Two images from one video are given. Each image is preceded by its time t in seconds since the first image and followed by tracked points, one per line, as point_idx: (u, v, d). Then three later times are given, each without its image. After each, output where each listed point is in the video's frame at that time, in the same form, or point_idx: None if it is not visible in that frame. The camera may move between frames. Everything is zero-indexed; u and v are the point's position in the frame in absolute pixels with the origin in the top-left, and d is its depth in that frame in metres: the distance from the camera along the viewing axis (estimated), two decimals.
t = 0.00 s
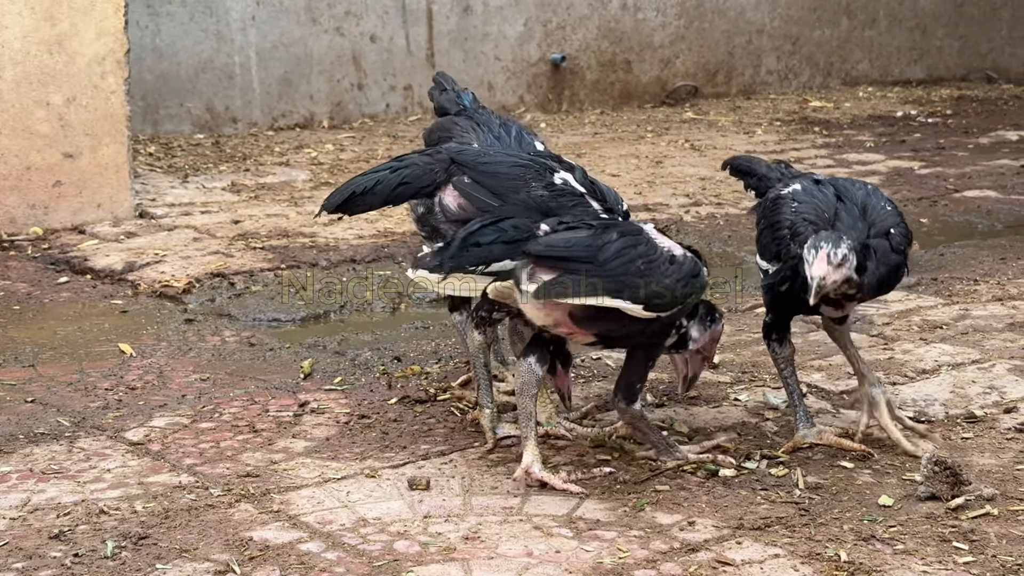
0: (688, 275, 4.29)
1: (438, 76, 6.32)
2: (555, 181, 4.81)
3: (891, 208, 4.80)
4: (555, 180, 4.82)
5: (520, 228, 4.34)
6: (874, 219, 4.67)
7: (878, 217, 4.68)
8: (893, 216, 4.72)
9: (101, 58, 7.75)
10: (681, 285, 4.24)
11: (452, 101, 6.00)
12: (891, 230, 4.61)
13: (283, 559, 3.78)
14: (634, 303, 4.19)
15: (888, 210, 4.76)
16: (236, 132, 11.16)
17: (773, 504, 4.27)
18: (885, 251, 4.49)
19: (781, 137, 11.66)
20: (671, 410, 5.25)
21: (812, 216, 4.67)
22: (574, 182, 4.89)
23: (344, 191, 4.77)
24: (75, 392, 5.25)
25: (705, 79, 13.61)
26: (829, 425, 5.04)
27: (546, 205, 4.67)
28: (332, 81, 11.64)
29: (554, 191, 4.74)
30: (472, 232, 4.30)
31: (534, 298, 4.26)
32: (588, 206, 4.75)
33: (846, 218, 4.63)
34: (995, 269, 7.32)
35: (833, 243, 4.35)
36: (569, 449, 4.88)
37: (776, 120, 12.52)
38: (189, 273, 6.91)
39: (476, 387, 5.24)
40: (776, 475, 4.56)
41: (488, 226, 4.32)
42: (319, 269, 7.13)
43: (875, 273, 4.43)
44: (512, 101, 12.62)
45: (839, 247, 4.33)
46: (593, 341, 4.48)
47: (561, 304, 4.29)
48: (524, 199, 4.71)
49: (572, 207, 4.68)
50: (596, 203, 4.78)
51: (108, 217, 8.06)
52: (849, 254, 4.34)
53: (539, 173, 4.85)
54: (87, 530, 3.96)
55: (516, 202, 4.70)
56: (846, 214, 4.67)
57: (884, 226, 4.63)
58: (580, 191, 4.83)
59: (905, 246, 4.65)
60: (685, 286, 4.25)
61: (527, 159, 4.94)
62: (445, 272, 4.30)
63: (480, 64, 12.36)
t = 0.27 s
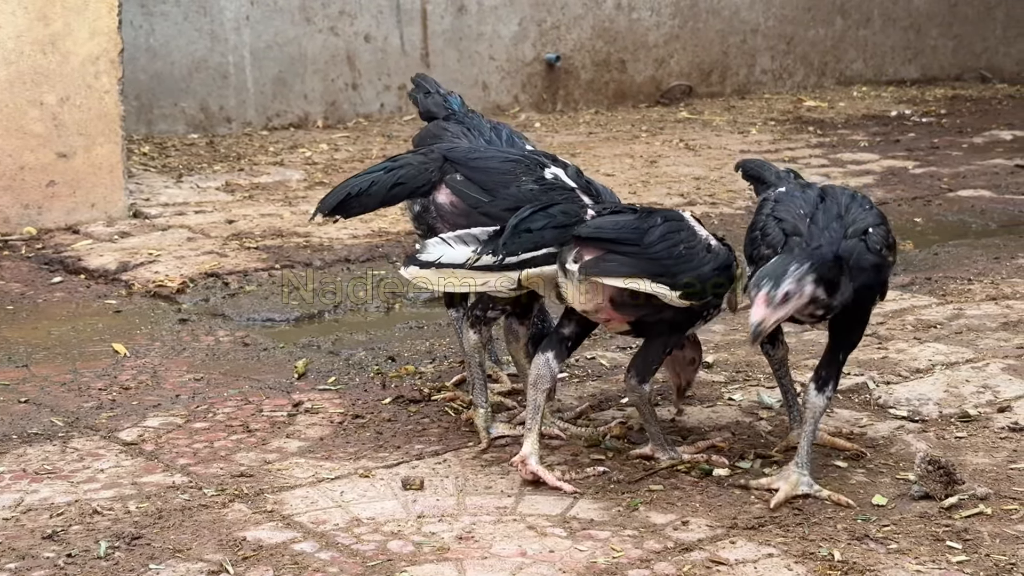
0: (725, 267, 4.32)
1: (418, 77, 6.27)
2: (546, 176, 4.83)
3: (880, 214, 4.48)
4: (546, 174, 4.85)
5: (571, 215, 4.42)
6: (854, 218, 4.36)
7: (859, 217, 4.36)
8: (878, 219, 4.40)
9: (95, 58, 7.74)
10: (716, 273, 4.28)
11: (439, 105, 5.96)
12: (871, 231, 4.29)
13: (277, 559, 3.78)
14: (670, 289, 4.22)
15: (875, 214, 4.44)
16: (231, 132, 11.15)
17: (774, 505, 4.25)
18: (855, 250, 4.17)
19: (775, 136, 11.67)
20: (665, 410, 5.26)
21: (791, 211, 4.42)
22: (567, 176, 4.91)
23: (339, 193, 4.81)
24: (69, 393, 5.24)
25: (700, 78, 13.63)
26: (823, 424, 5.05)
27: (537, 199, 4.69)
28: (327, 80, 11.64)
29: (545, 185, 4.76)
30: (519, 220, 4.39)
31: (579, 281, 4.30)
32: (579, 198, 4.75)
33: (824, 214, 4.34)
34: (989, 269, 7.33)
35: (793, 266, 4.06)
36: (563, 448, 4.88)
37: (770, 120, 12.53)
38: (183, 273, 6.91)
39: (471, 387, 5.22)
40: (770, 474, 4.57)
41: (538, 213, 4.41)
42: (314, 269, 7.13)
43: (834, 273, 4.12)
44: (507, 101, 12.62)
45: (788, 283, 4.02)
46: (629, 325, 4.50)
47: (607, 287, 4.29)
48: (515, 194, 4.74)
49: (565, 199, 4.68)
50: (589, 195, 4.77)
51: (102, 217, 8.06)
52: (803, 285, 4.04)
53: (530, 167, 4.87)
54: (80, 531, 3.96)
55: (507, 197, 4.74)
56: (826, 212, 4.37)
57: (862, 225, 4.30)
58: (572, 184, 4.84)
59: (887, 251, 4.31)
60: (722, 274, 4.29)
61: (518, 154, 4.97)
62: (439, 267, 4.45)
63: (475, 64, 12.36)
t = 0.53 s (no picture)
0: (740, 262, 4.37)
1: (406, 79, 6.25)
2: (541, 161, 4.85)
3: (865, 231, 4.22)
4: (541, 159, 4.87)
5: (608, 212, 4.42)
6: (826, 237, 4.16)
7: (833, 237, 4.14)
8: (856, 237, 4.15)
9: (90, 58, 7.73)
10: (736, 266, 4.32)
11: (429, 107, 5.97)
12: (838, 253, 4.07)
13: (271, 560, 3.78)
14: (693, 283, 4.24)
15: (857, 233, 4.19)
16: (225, 132, 11.14)
17: (767, 505, 4.25)
18: (811, 276, 4.01)
19: (770, 137, 11.68)
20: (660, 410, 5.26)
21: (770, 222, 4.28)
22: (561, 162, 4.93)
23: (334, 210, 4.92)
24: (63, 393, 5.24)
25: (694, 78, 13.64)
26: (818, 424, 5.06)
27: (533, 181, 4.69)
28: (322, 81, 11.64)
29: (541, 169, 4.77)
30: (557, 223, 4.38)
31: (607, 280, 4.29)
32: (576, 181, 4.75)
33: (794, 231, 4.18)
34: (983, 268, 7.35)
35: (728, 328, 3.86)
36: (558, 448, 4.88)
37: (764, 120, 12.55)
38: (178, 274, 6.91)
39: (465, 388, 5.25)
40: (764, 474, 4.58)
41: (576, 212, 4.39)
42: (309, 270, 7.12)
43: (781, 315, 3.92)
44: (502, 101, 12.63)
45: (725, 351, 3.81)
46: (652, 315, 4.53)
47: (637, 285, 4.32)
48: (511, 179, 4.73)
49: (559, 182, 4.67)
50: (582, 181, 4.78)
51: (97, 218, 8.05)
52: (735, 353, 3.83)
53: (524, 154, 4.90)
54: (75, 531, 3.96)
55: (503, 182, 4.72)
56: (799, 228, 4.20)
57: (831, 247, 4.09)
58: (567, 170, 4.84)
59: (858, 275, 4.08)
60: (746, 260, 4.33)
61: (512, 146, 5.00)
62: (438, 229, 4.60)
63: (470, 64, 12.36)
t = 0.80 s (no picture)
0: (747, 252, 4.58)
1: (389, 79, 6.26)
2: (549, 168, 4.87)
3: (831, 240, 4.08)
4: (549, 166, 4.90)
5: (619, 204, 4.58)
6: (784, 247, 4.06)
7: (791, 247, 4.04)
8: (815, 246, 4.02)
9: (85, 58, 7.72)
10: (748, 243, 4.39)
11: (418, 108, 5.96)
12: (791, 264, 3.97)
13: (266, 560, 3.78)
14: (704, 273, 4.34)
15: (819, 242, 4.05)
16: (221, 132, 11.14)
17: (763, 503, 4.26)
18: (759, 289, 3.95)
19: (765, 136, 11.69)
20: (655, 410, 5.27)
21: (732, 230, 4.22)
22: (570, 170, 4.96)
23: (337, 197, 4.91)
24: (58, 393, 5.23)
25: (690, 78, 13.65)
26: (813, 423, 5.07)
27: (539, 188, 4.72)
28: (317, 81, 11.64)
29: (548, 175, 4.81)
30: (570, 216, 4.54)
31: (616, 272, 4.36)
32: (583, 189, 4.78)
33: (751, 241, 4.11)
34: (978, 268, 7.36)
35: (674, 358, 3.87)
36: (554, 447, 4.88)
37: (760, 119, 12.56)
38: (173, 273, 6.90)
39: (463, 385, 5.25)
40: (760, 473, 4.59)
41: (591, 204, 4.54)
42: (304, 269, 7.12)
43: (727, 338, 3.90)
44: (498, 100, 12.63)
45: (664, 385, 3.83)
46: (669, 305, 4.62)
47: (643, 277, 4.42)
48: (518, 183, 4.77)
49: (565, 191, 4.71)
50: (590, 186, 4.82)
51: (92, 217, 8.04)
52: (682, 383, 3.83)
53: (532, 160, 4.92)
54: (69, 531, 3.95)
55: (509, 185, 4.76)
56: (757, 237, 4.12)
57: (784, 258, 4.00)
58: (575, 178, 4.88)
59: (814, 285, 3.96)
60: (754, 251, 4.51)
61: (521, 151, 5.03)
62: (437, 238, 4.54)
63: (465, 64, 12.36)
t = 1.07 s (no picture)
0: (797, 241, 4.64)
1: (379, 80, 6.27)
2: (548, 174, 4.97)
3: (775, 256, 4.09)
4: (547, 172, 4.99)
5: (642, 190, 4.64)
6: (728, 269, 4.10)
7: (734, 270, 4.07)
8: (759, 266, 4.05)
9: (82, 57, 7.72)
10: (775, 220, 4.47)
11: (413, 109, 5.99)
12: (733, 289, 4.02)
13: (264, 559, 3.78)
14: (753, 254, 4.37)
15: (762, 260, 4.08)
16: (218, 132, 11.13)
17: (760, 503, 4.26)
18: (708, 319, 4.04)
19: (762, 136, 11.70)
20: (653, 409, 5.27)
21: (677, 254, 4.22)
22: (567, 177, 5.06)
23: (336, 189, 4.80)
24: (55, 393, 5.22)
25: (687, 78, 13.65)
26: (811, 422, 5.07)
27: (537, 194, 4.81)
28: (314, 81, 11.63)
29: (547, 182, 4.89)
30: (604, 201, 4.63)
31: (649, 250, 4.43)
32: (579, 197, 4.87)
33: (695, 264, 4.15)
34: (975, 267, 7.36)
35: (610, 425, 4.25)
36: (551, 447, 4.88)
37: (757, 119, 12.56)
38: (170, 273, 6.90)
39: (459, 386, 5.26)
40: (757, 472, 4.59)
41: (614, 191, 4.64)
42: (302, 269, 7.11)
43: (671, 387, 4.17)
44: (495, 100, 12.62)
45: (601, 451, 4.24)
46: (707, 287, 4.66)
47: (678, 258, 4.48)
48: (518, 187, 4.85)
49: (563, 199, 4.81)
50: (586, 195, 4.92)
51: (89, 217, 8.03)
52: (618, 444, 4.20)
53: (532, 165, 5.01)
54: (67, 530, 3.95)
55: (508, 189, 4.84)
56: (701, 260, 4.15)
57: (728, 280, 4.05)
58: (572, 186, 4.97)
59: (759, 307, 4.01)
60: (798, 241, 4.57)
61: (520, 154, 5.10)
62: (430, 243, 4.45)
63: (462, 63, 12.36)
